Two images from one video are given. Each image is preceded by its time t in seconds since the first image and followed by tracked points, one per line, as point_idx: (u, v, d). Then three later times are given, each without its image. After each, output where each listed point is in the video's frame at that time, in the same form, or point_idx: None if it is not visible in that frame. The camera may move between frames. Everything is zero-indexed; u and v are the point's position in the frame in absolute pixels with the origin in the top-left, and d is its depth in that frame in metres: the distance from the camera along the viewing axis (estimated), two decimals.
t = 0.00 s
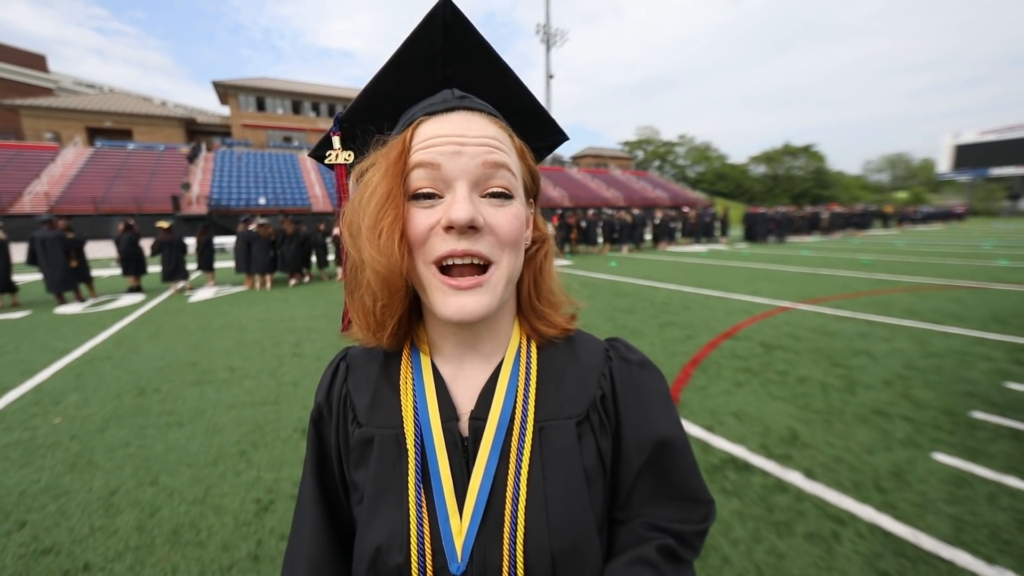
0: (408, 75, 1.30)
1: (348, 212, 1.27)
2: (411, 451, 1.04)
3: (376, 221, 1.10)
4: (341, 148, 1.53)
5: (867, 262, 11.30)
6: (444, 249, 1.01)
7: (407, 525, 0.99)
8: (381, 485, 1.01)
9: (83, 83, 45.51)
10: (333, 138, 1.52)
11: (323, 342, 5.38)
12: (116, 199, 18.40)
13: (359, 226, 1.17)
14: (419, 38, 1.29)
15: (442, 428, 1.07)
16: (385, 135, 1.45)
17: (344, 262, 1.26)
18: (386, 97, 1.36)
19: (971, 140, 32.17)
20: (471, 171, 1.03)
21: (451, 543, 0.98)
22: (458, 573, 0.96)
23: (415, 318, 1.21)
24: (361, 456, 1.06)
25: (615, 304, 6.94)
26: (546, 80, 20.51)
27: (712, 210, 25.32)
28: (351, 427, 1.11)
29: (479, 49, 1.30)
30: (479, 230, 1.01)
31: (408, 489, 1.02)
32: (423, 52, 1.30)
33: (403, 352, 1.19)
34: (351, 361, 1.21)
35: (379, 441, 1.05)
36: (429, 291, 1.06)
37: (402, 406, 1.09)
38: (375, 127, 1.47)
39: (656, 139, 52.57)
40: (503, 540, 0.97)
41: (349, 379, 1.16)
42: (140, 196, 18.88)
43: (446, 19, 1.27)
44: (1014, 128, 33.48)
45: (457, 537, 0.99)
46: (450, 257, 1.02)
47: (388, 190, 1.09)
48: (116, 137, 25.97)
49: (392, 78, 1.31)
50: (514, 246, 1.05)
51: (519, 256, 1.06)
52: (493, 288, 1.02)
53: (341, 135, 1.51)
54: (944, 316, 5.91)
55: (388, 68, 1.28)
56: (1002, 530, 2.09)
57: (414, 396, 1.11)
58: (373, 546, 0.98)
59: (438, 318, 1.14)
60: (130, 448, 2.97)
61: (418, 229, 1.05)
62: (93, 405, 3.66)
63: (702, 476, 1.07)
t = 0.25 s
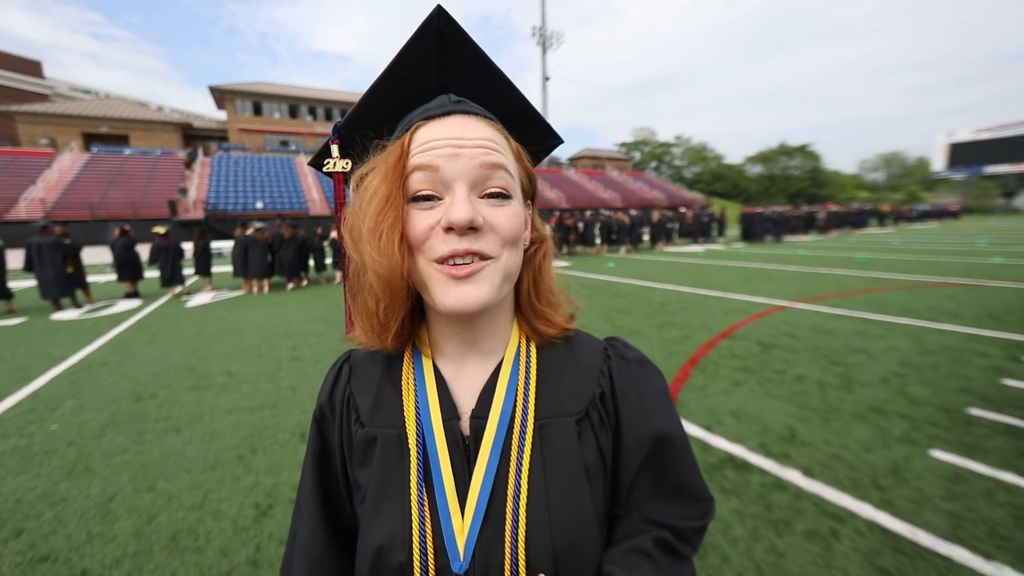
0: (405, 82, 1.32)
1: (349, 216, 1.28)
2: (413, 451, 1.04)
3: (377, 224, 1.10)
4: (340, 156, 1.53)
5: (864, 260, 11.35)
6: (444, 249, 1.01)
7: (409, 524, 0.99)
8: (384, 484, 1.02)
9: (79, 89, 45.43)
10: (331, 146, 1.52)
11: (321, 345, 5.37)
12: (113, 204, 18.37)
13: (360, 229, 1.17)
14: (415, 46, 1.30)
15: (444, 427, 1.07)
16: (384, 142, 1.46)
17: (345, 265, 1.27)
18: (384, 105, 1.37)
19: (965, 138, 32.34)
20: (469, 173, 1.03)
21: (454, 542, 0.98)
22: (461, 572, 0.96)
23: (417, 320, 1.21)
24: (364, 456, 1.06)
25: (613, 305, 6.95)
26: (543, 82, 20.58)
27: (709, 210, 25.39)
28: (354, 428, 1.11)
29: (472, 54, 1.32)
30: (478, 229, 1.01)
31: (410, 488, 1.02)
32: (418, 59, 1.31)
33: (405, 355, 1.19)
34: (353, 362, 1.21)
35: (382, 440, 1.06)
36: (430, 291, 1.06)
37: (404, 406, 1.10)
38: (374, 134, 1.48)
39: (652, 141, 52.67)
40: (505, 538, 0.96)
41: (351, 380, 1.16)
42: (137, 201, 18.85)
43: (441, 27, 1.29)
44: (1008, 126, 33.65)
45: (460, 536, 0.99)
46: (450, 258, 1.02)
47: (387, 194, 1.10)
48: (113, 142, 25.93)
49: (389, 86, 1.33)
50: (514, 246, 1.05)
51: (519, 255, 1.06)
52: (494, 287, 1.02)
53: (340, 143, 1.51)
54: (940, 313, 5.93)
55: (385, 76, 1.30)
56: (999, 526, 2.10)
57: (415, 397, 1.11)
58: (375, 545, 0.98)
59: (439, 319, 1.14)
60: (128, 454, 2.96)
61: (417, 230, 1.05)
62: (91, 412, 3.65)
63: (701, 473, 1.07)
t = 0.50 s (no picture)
0: (404, 83, 1.31)
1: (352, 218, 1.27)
2: (417, 446, 1.04)
3: (383, 227, 1.10)
4: (337, 158, 1.49)
5: (860, 260, 11.40)
6: (453, 250, 1.02)
7: (412, 518, 1.00)
8: (387, 478, 1.02)
9: (75, 86, 45.19)
10: (329, 149, 1.48)
11: (319, 344, 5.36)
12: (109, 202, 18.29)
13: (365, 232, 1.17)
14: (413, 47, 1.29)
15: (446, 422, 1.07)
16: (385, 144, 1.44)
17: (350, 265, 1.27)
18: (383, 107, 1.35)
19: (962, 139, 32.47)
20: (475, 175, 1.03)
21: (456, 536, 0.98)
22: (463, 565, 0.96)
23: (422, 319, 1.21)
24: (368, 450, 1.07)
25: (611, 303, 6.95)
26: (541, 81, 20.56)
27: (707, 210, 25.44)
28: (358, 423, 1.11)
29: (469, 55, 1.31)
30: (486, 229, 1.01)
31: (414, 483, 1.02)
32: (416, 61, 1.30)
33: (408, 352, 1.19)
34: (357, 358, 1.20)
35: (386, 436, 1.06)
36: (439, 293, 1.06)
37: (408, 402, 1.10)
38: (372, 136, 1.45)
39: (651, 140, 52.70)
40: (507, 532, 0.97)
41: (355, 375, 1.16)
42: (133, 199, 18.77)
43: (439, 26, 1.28)
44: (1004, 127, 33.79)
45: (462, 530, 0.99)
46: (458, 259, 1.02)
47: (393, 197, 1.09)
48: (109, 139, 25.79)
49: (389, 88, 1.31)
50: (520, 245, 1.06)
51: (524, 254, 1.08)
52: (503, 285, 1.03)
53: (338, 146, 1.47)
54: (936, 313, 5.96)
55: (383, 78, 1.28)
56: (993, 524, 2.12)
57: (419, 393, 1.11)
58: (379, 538, 0.98)
59: (445, 318, 1.14)
60: (124, 453, 2.95)
61: (425, 232, 1.05)
62: (87, 410, 3.64)
63: (701, 469, 1.08)
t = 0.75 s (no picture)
0: (410, 85, 1.30)
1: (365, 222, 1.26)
2: (427, 440, 1.05)
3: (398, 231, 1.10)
4: (344, 162, 1.40)
5: (861, 259, 11.38)
6: (468, 250, 1.02)
7: (422, 511, 1.00)
8: (398, 471, 1.02)
9: (75, 86, 45.27)
10: (334, 152, 1.39)
11: (320, 343, 5.36)
12: (110, 202, 18.32)
13: (380, 235, 1.17)
14: (417, 48, 1.27)
15: (457, 418, 1.07)
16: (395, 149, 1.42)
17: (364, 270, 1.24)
18: (391, 110, 1.34)
19: (962, 137, 32.44)
20: (487, 174, 1.04)
21: (466, 531, 0.98)
22: (472, 560, 0.96)
23: (437, 319, 1.20)
24: (379, 444, 1.07)
25: (612, 303, 6.95)
26: (542, 80, 20.56)
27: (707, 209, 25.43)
28: (369, 417, 1.11)
29: (474, 54, 1.30)
30: (501, 229, 1.02)
31: (424, 476, 1.03)
32: (419, 63, 1.29)
33: (418, 354, 1.17)
34: (368, 355, 1.20)
35: (397, 430, 1.06)
36: (455, 294, 1.06)
37: (418, 397, 1.10)
38: (378, 139, 1.42)
39: (651, 139, 52.67)
40: (515, 527, 0.97)
41: (366, 370, 1.16)
42: (134, 199, 18.79)
43: (442, 26, 1.26)
44: (1005, 126, 33.69)
45: (471, 525, 0.99)
46: (474, 258, 1.02)
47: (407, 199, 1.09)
48: (110, 139, 25.81)
49: (395, 90, 1.30)
50: (533, 242, 1.06)
51: (537, 251, 1.08)
52: (519, 282, 1.03)
53: (345, 149, 1.39)
54: (937, 312, 5.96)
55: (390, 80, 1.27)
56: (995, 523, 2.12)
57: (430, 389, 1.11)
58: (389, 530, 0.99)
59: (460, 318, 1.14)
60: (126, 452, 2.96)
61: (440, 233, 1.05)
62: (88, 410, 3.64)
63: (706, 468, 1.08)
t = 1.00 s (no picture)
0: (429, 82, 1.32)
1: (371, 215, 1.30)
2: (437, 437, 1.05)
3: (394, 226, 1.12)
4: (370, 155, 1.50)
5: (862, 255, 11.37)
6: (458, 248, 1.02)
7: (431, 507, 1.00)
8: (407, 467, 1.03)
9: (74, 85, 45.17)
10: (362, 146, 1.48)
11: (321, 341, 5.37)
12: (110, 200, 18.31)
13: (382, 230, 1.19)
14: (437, 44, 1.30)
15: (466, 416, 1.07)
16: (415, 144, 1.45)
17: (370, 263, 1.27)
18: (411, 107, 1.38)
19: (964, 133, 32.37)
20: (483, 172, 1.03)
21: (474, 527, 0.99)
22: (480, 555, 0.97)
23: (439, 311, 1.22)
24: (387, 440, 1.07)
25: (613, 300, 6.95)
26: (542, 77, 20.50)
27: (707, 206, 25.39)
28: (377, 414, 1.11)
29: (495, 49, 1.31)
30: (491, 228, 1.01)
31: (433, 472, 1.03)
32: (441, 59, 1.31)
33: (429, 340, 1.20)
34: (376, 348, 1.21)
35: (405, 427, 1.07)
36: (447, 289, 1.07)
37: (427, 394, 1.10)
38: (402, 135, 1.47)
39: (651, 136, 52.56)
40: (523, 523, 0.97)
41: (375, 365, 1.16)
42: (134, 197, 18.79)
43: (461, 22, 1.28)
44: (1006, 122, 33.60)
45: (479, 522, 1.00)
46: (465, 255, 1.03)
47: (404, 195, 1.11)
48: (109, 138, 25.79)
49: (415, 85, 1.33)
50: (531, 242, 1.04)
51: (536, 251, 1.06)
52: (509, 280, 1.02)
53: (372, 143, 1.48)
54: (938, 308, 5.96)
55: (410, 76, 1.30)
56: (995, 518, 2.12)
57: (439, 386, 1.11)
58: (397, 526, 0.99)
59: (460, 312, 1.15)
60: (128, 451, 2.96)
61: (433, 229, 1.06)
62: (90, 408, 3.65)
63: (711, 467, 1.08)
